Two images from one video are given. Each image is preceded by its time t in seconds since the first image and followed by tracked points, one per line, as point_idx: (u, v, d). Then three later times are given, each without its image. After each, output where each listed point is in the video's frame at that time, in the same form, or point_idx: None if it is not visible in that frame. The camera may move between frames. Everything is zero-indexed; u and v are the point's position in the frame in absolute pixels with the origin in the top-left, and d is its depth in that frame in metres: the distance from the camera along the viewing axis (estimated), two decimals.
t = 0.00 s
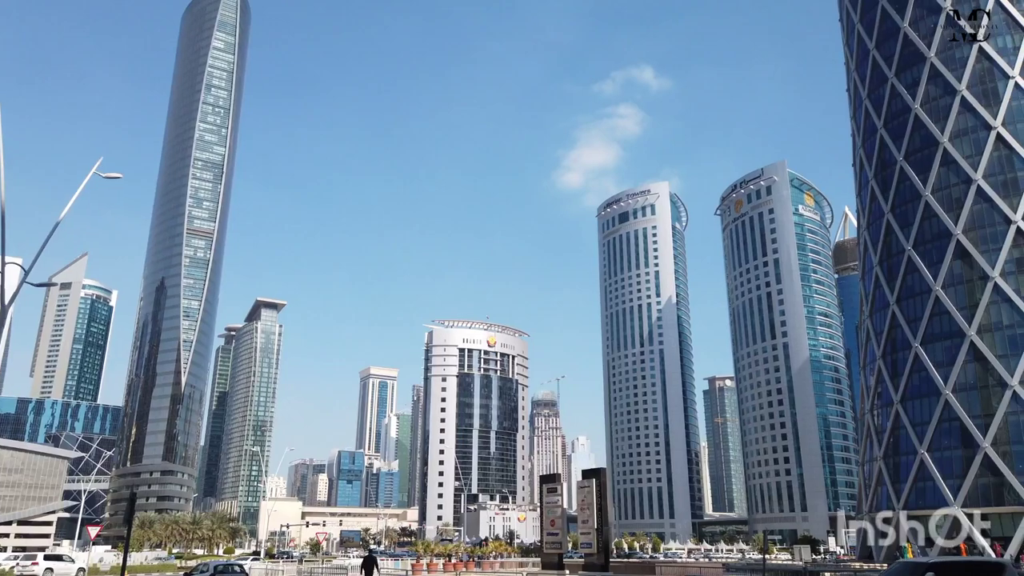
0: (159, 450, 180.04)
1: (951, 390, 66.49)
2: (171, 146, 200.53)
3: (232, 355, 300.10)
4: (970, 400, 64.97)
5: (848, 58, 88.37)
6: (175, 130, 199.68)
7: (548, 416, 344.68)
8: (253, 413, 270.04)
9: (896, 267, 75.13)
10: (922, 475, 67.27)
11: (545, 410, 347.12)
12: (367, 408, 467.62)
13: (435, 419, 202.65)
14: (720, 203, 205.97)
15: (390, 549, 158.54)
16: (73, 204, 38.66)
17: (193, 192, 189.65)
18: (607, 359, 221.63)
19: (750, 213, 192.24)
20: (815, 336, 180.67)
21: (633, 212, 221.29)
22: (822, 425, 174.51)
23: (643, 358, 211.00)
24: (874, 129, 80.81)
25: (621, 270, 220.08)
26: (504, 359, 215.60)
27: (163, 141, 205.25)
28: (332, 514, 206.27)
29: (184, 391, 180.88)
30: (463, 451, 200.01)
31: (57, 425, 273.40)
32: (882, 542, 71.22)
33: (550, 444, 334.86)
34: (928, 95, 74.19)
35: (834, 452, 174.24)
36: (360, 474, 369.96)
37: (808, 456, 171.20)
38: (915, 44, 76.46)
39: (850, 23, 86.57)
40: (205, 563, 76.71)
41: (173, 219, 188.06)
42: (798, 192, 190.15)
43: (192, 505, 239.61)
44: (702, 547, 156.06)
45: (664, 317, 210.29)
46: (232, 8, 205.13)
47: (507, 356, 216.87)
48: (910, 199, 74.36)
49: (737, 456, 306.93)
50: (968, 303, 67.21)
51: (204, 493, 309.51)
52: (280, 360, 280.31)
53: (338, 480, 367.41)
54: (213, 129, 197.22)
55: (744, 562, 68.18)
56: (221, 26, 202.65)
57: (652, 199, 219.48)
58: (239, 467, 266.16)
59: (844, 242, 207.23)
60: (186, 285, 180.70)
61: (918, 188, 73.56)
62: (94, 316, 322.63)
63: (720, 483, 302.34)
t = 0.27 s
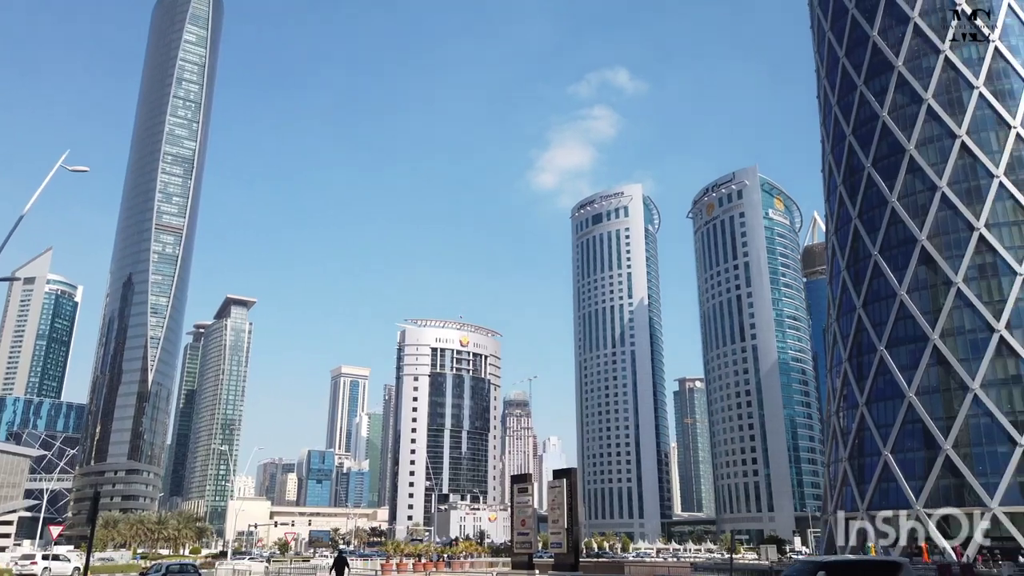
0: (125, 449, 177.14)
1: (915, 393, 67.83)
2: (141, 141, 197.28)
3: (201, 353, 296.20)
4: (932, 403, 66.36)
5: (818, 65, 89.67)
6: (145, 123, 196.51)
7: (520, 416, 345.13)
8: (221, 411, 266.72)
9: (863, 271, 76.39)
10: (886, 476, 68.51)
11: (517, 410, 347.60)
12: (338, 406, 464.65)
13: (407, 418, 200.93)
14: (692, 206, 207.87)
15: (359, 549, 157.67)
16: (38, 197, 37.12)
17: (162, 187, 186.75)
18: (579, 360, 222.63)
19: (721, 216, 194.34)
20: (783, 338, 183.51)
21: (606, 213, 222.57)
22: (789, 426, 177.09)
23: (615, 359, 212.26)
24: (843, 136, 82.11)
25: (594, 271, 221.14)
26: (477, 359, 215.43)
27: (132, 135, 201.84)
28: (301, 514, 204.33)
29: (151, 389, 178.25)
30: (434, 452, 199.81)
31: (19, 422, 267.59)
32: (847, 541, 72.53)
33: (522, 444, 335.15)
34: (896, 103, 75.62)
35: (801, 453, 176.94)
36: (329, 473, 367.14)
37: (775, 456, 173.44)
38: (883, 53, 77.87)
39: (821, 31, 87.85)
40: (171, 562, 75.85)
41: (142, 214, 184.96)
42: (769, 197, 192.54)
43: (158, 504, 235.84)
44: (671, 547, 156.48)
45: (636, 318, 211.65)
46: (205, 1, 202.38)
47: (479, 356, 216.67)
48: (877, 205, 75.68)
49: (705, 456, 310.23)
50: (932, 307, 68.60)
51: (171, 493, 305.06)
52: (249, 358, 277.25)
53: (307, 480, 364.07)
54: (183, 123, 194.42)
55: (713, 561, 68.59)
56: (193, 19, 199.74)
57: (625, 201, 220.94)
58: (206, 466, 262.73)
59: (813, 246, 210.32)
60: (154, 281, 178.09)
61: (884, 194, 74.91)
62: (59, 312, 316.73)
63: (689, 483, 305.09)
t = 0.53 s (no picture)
0: (89, 447, 173.80)
1: (879, 395, 69.15)
2: (109, 134, 193.91)
3: (168, 350, 291.95)
4: (896, 405, 67.68)
5: (789, 71, 90.93)
6: (114, 116, 193.08)
7: (491, 416, 345.34)
8: (189, 410, 262.97)
9: (830, 275, 77.62)
10: (850, 477, 69.73)
11: (489, 411, 347.67)
12: (308, 406, 460.91)
13: (378, 417, 200.52)
14: (665, 209, 209.63)
15: (328, 549, 156.45)
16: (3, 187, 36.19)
17: (130, 181, 183.62)
18: (552, 360, 223.30)
19: (693, 219, 196.16)
20: (752, 340, 185.68)
21: (580, 214, 223.46)
22: (757, 427, 179.34)
23: (586, 360, 213.22)
24: (812, 142, 83.33)
25: (567, 272, 221.84)
26: (449, 358, 214.93)
27: (100, 128, 198.21)
28: (269, 514, 202.21)
29: (116, 386, 175.06)
30: (405, 451, 199.11)
31: None
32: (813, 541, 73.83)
33: (493, 445, 334.98)
34: (864, 110, 76.99)
35: (768, 454, 179.39)
36: (298, 473, 363.61)
37: (743, 457, 175.53)
38: (852, 60, 79.19)
39: (793, 38, 89.14)
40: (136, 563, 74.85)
41: (109, 208, 181.55)
42: (739, 201, 194.80)
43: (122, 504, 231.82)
44: (639, 546, 157.52)
45: (608, 320, 212.72)
46: None
47: (451, 355, 216.12)
48: (845, 210, 76.97)
49: (675, 457, 312.98)
50: (897, 311, 69.96)
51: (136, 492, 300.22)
52: (218, 356, 273.82)
53: (276, 479, 360.16)
54: (153, 117, 191.26)
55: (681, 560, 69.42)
56: (164, 11, 196.31)
57: (599, 202, 222.02)
58: (173, 466, 258.60)
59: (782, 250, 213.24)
60: (121, 277, 174.90)
61: (852, 200, 76.20)
62: (22, 307, 309.90)
63: (659, 484, 307.30)
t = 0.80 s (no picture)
0: (51, 446, 170.21)
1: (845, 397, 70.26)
2: (76, 126, 190.27)
3: (135, 347, 287.29)
4: (861, 407, 68.85)
5: (761, 77, 92.04)
6: (81, 108, 189.56)
7: (463, 416, 345.14)
8: (155, 408, 258.86)
9: (798, 279, 78.73)
10: (815, 478, 70.78)
11: (461, 410, 347.45)
12: (277, 405, 456.11)
13: (348, 416, 200.20)
14: (638, 211, 211.05)
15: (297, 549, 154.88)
16: None
17: (97, 174, 180.16)
18: (524, 360, 223.62)
19: (665, 222, 197.73)
20: (721, 342, 187.66)
21: (554, 215, 224.07)
22: (725, 428, 181.40)
23: (558, 360, 213.81)
24: (782, 147, 84.44)
25: (540, 272, 222.24)
26: (421, 358, 213.99)
27: (66, 120, 194.46)
28: (237, 514, 199.87)
29: (80, 383, 171.83)
30: (376, 450, 198.28)
31: None
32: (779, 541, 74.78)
33: (465, 444, 334.60)
34: (833, 117, 78.23)
35: (736, 454, 181.62)
36: (267, 472, 359.77)
37: (711, 457, 177.34)
38: (822, 68, 80.41)
39: (765, 44, 90.25)
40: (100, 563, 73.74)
41: (74, 202, 178.13)
42: (711, 204, 196.94)
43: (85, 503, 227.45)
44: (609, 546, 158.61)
45: (581, 320, 213.58)
46: None
47: (423, 355, 215.29)
48: (814, 215, 78.07)
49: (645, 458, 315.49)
50: (862, 315, 71.20)
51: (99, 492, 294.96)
52: (186, 353, 270.03)
53: (244, 479, 355.96)
54: (121, 110, 188.08)
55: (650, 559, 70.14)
56: (134, 3, 193.11)
57: (572, 203, 222.82)
58: (138, 464, 254.67)
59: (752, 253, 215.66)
60: (86, 272, 171.41)
61: (820, 205, 77.37)
62: None
63: (628, 483, 309.42)
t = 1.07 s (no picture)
0: (12, 445, 166.30)
1: (812, 400, 71.24)
2: (42, 119, 186.48)
3: (100, 345, 281.89)
4: (828, 410, 69.82)
5: (733, 82, 93.06)
6: (47, 101, 185.69)
7: (434, 417, 344.23)
8: (120, 407, 254.18)
9: (767, 283, 79.68)
10: (782, 480, 71.63)
11: (432, 411, 346.59)
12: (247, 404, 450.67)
13: (318, 417, 198.21)
14: (611, 214, 212.18)
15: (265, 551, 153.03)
16: None
17: (63, 168, 176.37)
18: (496, 362, 223.43)
19: (638, 225, 199.08)
20: (691, 345, 189.33)
21: (528, 216, 224.38)
22: (694, 431, 182.99)
23: (531, 362, 214.06)
24: (753, 153, 85.42)
25: (514, 274, 222.33)
26: (393, 359, 212.93)
27: (32, 113, 190.39)
28: (203, 515, 197.14)
29: (43, 381, 168.25)
30: (346, 451, 196.86)
31: None
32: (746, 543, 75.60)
33: (436, 445, 333.39)
34: (803, 124, 79.33)
35: (705, 456, 183.49)
36: (235, 473, 355.05)
37: (681, 459, 178.70)
38: (793, 75, 81.51)
39: (737, 51, 91.25)
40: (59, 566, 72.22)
41: (38, 196, 174.41)
42: (683, 208, 198.72)
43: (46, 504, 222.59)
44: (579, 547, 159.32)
45: (554, 322, 214.10)
46: None
47: (395, 355, 214.15)
48: (783, 221, 79.08)
49: (615, 459, 317.26)
50: (829, 319, 72.26)
51: (62, 492, 288.89)
52: (153, 352, 265.82)
53: (211, 479, 350.93)
54: (89, 103, 184.45)
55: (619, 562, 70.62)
56: None
57: (546, 205, 223.40)
58: (102, 465, 249.48)
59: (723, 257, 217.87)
60: (51, 268, 167.89)
61: (789, 211, 78.40)
62: None
63: (599, 485, 310.70)
